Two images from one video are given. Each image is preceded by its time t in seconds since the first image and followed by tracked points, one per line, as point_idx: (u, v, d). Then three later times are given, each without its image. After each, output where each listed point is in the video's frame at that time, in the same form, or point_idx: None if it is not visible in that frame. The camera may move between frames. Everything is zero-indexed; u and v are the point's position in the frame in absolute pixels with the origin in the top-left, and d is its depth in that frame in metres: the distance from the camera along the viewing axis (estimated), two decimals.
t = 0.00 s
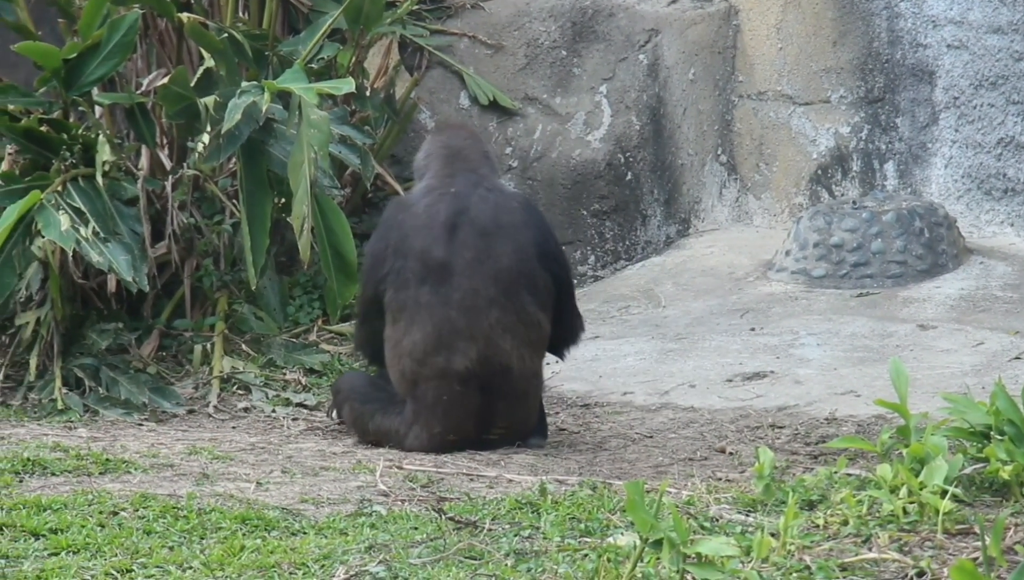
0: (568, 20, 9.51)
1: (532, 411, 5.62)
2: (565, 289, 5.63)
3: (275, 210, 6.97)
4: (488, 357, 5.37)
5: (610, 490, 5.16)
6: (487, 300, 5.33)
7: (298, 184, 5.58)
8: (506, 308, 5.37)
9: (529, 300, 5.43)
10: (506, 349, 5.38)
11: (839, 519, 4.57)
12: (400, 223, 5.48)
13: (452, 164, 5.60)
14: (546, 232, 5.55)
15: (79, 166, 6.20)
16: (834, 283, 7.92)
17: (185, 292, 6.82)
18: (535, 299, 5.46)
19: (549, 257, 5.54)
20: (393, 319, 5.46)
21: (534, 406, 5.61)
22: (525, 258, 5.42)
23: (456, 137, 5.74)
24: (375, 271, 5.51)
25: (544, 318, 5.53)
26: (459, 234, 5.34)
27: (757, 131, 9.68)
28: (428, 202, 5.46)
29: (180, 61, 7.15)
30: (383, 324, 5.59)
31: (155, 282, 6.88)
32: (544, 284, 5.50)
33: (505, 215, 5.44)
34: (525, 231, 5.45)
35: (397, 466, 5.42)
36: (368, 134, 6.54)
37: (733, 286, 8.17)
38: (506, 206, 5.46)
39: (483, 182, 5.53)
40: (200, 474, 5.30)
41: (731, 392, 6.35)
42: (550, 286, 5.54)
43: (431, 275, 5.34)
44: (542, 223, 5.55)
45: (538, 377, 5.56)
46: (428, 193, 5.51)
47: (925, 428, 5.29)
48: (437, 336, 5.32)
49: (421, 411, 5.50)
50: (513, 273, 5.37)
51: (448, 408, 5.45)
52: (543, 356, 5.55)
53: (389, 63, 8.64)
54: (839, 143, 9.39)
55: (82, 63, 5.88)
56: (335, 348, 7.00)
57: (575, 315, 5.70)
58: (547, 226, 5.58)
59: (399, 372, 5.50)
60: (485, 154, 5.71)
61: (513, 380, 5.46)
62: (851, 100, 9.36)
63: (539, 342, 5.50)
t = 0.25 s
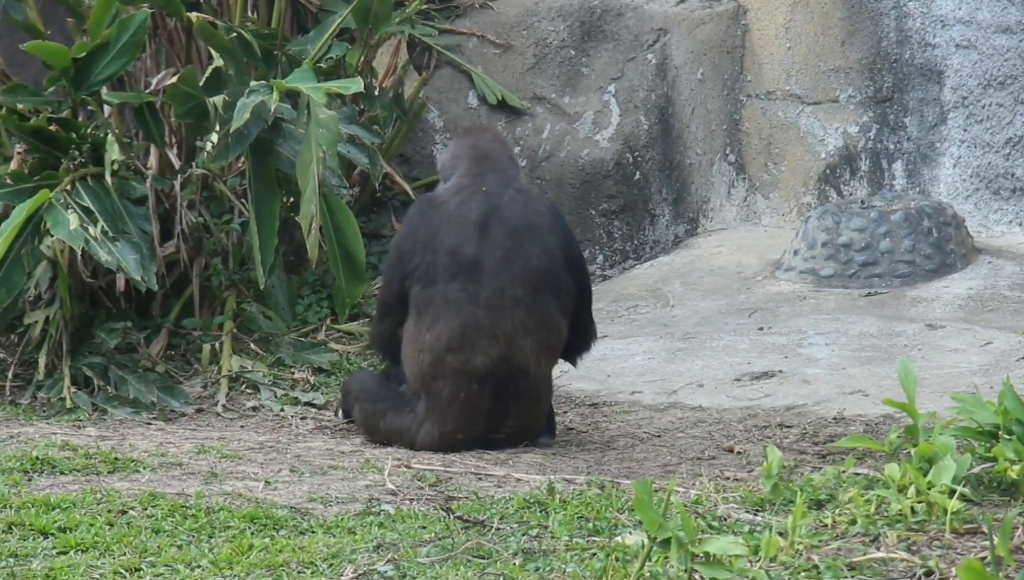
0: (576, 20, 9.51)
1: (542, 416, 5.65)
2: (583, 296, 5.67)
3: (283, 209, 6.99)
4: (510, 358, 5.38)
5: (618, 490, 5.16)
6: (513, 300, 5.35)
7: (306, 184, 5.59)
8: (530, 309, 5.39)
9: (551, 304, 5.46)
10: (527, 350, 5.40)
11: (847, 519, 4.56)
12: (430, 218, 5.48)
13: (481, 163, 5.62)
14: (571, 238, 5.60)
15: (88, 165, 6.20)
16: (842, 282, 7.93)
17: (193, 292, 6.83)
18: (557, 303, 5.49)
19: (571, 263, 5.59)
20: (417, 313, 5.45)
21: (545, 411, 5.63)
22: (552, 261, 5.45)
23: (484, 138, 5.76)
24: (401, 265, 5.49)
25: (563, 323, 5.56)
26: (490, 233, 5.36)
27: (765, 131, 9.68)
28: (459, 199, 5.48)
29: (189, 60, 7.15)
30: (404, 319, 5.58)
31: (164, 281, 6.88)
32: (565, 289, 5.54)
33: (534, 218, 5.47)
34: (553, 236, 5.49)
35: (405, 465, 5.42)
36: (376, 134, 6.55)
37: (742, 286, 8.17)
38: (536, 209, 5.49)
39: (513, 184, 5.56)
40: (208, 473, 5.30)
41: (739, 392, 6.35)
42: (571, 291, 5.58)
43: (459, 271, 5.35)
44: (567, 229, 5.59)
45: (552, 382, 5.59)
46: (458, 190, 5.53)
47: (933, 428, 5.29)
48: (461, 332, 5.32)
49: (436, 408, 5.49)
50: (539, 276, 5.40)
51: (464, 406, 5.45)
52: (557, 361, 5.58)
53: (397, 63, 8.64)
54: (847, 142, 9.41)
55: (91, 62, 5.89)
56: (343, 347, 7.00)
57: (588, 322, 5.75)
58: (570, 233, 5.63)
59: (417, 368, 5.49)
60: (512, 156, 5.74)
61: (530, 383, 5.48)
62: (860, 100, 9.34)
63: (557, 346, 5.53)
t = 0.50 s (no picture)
0: (584, 19, 9.52)
1: (548, 416, 5.64)
2: (590, 296, 5.67)
3: (290, 207, 7.00)
4: (517, 358, 5.38)
5: (625, 488, 5.15)
6: (521, 300, 5.35)
7: (313, 182, 5.60)
8: (538, 309, 5.39)
9: (559, 304, 5.47)
10: (534, 350, 5.40)
11: (855, 517, 4.54)
12: (439, 217, 5.50)
13: (490, 162, 5.63)
14: (579, 237, 5.61)
15: (95, 163, 6.21)
16: (849, 281, 7.94)
17: (200, 290, 6.82)
18: (564, 303, 5.50)
19: (579, 263, 5.59)
20: (425, 312, 5.46)
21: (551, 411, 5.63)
22: (561, 261, 5.46)
23: (493, 138, 5.78)
24: (410, 264, 5.51)
25: (571, 323, 5.56)
26: (499, 231, 5.38)
27: (773, 129, 9.68)
28: (468, 198, 5.50)
29: (196, 58, 7.15)
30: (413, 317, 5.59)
31: (171, 280, 6.87)
32: (573, 289, 5.54)
33: (542, 217, 5.48)
34: (562, 235, 5.50)
35: (412, 464, 5.42)
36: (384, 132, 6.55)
37: (749, 285, 8.17)
38: (544, 208, 5.51)
39: (521, 183, 5.57)
40: (215, 471, 5.30)
41: (746, 391, 6.36)
42: (579, 291, 5.58)
43: (468, 270, 5.36)
44: (575, 229, 5.60)
45: (559, 382, 5.58)
46: (467, 189, 5.55)
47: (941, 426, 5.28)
48: (469, 331, 5.32)
49: (444, 407, 5.49)
50: (547, 275, 5.41)
51: (471, 406, 5.45)
52: (564, 360, 5.58)
53: (404, 62, 8.64)
54: (855, 141, 9.42)
55: (99, 61, 5.90)
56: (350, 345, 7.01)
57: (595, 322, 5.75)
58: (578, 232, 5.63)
59: (424, 367, 5.49)
60: (520, 156, 5.76)
61: (537, 383, 5.48)
62: (867, 98, 9.38)
63: (563, 346, 5.52)
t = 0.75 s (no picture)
0: (595, 18, 9.51)
1: (560, 414, 5.65)
2: (601, 293, 5.68)
3: (301, 206, 7.01)
4: (530, 356, 5.38)
5: (637, 487, 5.13)
6: (533, 299, 5.36)
7: (324, 181, 5.62)
8: (550, 307, 5.40)
9: (570, 302, 5.48)
10: (547, 349, 5.41)
11: (866, 516, 4.52)
12: (450, 217, 5.49)
13: (499, 161, 5.63)
14: (590, 234, 5.61)
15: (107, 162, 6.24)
16: (861, 279, 7.95)
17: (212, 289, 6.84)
18: (575, 301, 5.51)
19: (590, 260, 5.60)
20: (437, 311, 5.47)
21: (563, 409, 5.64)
22: (572, 258, 5.47)
23: (503, 136, 5.78)
24: (422, 263, 5.51)
25: (582, 321, 5.57)
26: (510, 230, 5.38)
27: (784, 127, 9.66)
28: (479, 198, 5.49)
29: (207, 57, 7.16)
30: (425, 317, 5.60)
31: (183, 279, 6.87)
32: (585, 286, 5.55)
33: (553, 215, 5.48)
34: (572, 232, 5.50)
35: (424, 462, 5.41)
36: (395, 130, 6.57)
37: (760, 283, 8.17)
38: (555, 206, 5.51)
39: (531, 182, 5.58)
40: (227, 470, 5.31)
41: (758, 389, 6.37)
42: (590, 288, 5.59)
43: (479, 269, 5.36)
44: (586, 225, 5.60)
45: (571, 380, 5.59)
46: (478, 188, 5.55)
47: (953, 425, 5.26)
48: (481, 330, 5.33)
49: (455, 406, 5.50)
50: (558, 273, 5.42)
51: (483, 404, 5.46)
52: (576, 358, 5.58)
53: (416, 60, 8.64)
54: (866, 139, 9.45)
55: (111, 60, 5.94)
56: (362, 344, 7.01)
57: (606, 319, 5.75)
58: (588, 229, 5.64)
59: (436, 367, 5.49)
60: (530, 154, 5.76)
61: (549, 381, 5.49)
62: (878, 96, 9.42)
63: (575, 344, 5.53)
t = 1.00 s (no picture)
0: (606, 16, 9.52)
1: (571, 412, 5.66)
2: (611, 292, 5.69)
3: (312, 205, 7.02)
4: (542, 355, 5.39)
5: (648, 485, 5.11)
6: (546, 297, 5.37)
7: (336, 179, 5.65)
8: (562, 306, 5.41)
9: (582, 300, 5.49)
10: (558, 347, 5.42)
11: (877, 514, 4.50)
12: (463, 216, 5.49)
13: (508, 160, 5.65)
14: (600, 232, 5.63)
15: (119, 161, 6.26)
16: (871, 278, 7.97)
17: (223, 288, 6.86)
18: (586, 299, 5.52)
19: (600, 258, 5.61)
20: (450, 310, 5.48)
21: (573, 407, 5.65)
22: (583, 257, 5.48)
23: (513, 136, 5.79)
24: (434, 263, 5.50)
25: (593, 319, 5.58)
26: (522, 229, 5.39)
27: (795, 126, 9.66)
28: (492, 197, 5.50)
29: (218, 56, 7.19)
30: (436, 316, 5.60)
31: (194, 278, 6.90)
32: (596, 284, 5.56)
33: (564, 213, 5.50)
34: (583, 231, 5.52)
35: (435, 461, 5.41)
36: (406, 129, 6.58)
37: (770, 282, 8.18)
38: (566, 204, 5.53)
39: (542, 181, 5.59)
40: (238, 468, 5.30)
41: (768, 387, 6.38)
42: (601, 286, 5.60)
43: (491, 268, 5.37)
44: (596, 224, 5.62)
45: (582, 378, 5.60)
46: (490, 187, 5.55)
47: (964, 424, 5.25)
48: (493, 329, 5.34)
49: (467, 404, 5.51)
50: (570, 271, 5.43)
51: (495, 403, 5.47)
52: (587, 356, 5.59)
53: (427, 60, 8.65)
54: (877, 138, 9.45)
55: (123, 59, 5.97)
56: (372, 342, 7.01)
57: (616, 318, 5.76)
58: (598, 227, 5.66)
59: (448, 366, 5.50)
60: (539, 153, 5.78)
61: (561, 380, 5.50)
62: (889, 96, 9.45)
63: (586, 342, 5.54)
